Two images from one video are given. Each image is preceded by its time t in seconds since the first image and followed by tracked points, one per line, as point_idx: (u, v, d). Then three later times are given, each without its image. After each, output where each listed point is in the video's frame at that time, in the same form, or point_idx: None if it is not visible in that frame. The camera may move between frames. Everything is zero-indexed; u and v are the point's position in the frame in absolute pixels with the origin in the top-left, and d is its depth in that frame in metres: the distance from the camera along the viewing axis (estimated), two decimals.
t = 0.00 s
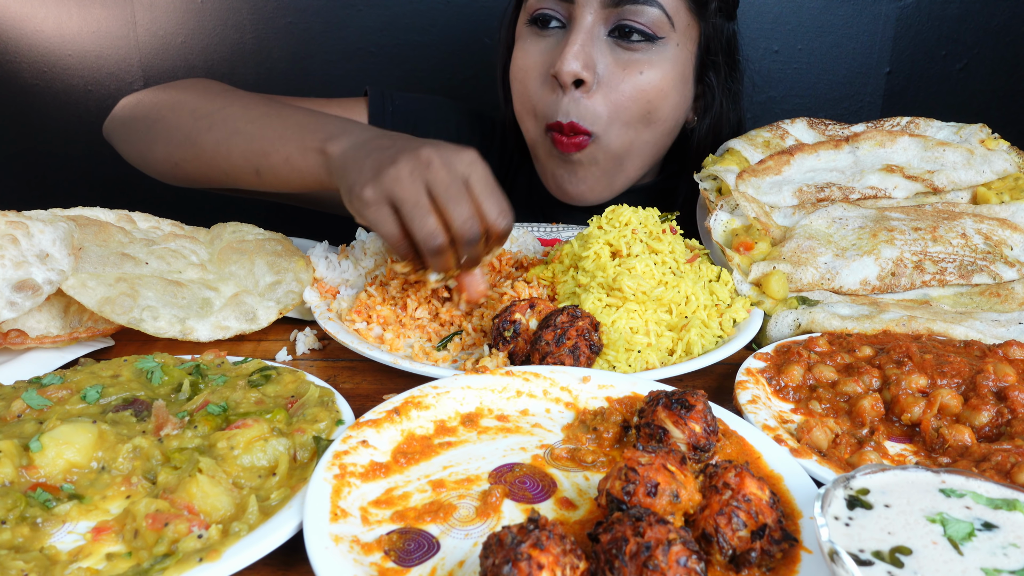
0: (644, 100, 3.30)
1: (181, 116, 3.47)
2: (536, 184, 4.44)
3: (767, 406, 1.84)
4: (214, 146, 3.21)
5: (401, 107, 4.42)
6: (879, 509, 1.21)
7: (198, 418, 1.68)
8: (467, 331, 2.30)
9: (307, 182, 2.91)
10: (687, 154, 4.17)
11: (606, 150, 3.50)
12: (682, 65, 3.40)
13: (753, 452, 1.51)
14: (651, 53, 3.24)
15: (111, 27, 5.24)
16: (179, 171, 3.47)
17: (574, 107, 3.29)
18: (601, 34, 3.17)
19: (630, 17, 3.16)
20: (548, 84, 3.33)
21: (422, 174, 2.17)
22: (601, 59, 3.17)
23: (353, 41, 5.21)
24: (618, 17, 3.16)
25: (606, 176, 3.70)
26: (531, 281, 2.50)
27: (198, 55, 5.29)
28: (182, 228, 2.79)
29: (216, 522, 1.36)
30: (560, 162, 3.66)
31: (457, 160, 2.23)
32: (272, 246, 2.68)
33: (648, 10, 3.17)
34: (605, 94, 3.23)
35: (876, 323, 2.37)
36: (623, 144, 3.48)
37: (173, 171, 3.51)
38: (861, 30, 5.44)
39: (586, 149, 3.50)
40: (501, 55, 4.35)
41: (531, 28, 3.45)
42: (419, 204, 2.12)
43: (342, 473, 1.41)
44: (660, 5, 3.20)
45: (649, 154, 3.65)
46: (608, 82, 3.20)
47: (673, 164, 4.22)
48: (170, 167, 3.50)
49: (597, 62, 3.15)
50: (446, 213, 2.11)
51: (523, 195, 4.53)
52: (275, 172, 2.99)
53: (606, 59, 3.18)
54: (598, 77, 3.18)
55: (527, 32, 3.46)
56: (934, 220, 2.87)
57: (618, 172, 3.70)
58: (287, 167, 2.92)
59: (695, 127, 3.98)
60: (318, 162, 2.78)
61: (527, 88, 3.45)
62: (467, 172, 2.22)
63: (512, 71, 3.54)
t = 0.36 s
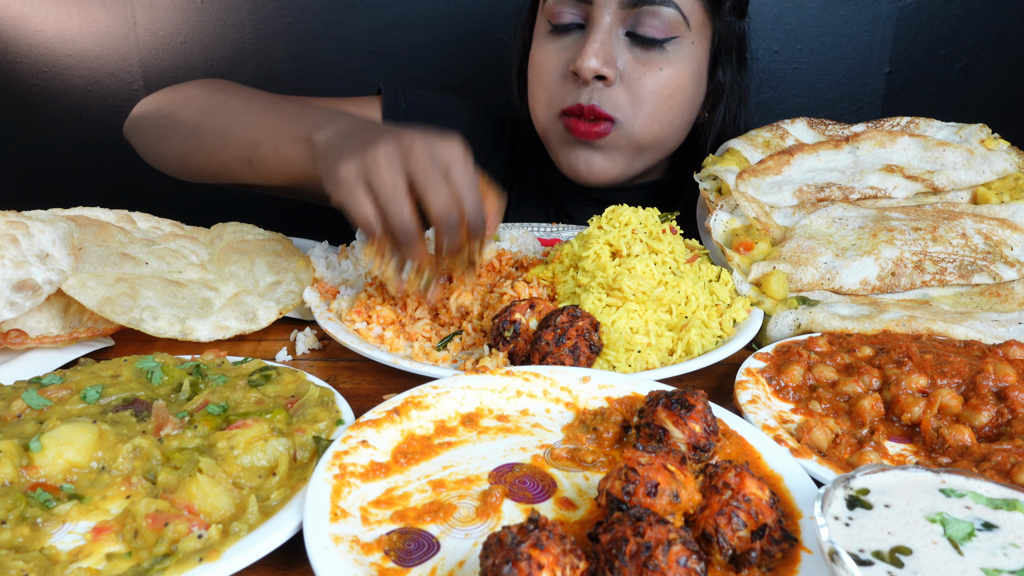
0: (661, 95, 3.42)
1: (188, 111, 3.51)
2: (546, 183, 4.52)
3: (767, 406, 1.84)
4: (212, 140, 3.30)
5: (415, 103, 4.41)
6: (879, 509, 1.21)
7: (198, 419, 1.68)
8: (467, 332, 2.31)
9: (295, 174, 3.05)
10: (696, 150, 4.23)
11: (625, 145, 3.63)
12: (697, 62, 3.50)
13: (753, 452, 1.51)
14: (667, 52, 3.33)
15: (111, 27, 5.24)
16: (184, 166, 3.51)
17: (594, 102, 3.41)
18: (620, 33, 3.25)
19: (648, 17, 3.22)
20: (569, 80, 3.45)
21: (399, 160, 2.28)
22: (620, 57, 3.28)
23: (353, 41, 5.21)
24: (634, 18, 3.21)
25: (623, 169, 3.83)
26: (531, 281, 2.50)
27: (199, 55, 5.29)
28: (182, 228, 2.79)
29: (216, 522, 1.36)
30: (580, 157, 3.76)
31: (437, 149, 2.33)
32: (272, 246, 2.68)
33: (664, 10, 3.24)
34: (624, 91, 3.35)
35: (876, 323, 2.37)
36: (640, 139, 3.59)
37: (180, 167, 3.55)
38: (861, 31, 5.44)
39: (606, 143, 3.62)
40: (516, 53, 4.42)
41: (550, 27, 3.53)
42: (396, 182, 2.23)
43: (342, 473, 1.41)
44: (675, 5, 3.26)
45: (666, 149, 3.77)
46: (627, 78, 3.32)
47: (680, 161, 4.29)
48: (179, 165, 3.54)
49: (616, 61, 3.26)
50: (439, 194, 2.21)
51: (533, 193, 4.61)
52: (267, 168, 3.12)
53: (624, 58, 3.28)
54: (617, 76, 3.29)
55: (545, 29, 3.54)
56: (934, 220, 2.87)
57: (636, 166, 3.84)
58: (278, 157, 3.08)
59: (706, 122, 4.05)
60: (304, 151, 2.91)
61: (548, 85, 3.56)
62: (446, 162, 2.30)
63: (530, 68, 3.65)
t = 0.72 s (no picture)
0: (653, 91, 3.58)
1: (193, 123, 3.66)
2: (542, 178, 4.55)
3: (767, 406, 1.84)
4: (224, 139, 3.42)
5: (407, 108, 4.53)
6: (879, 509, 1.21)
7: (198, 419, 1.67)
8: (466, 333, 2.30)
9: (311, 157, 3.20)
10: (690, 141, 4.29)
11: (620, 139, 3.81)
12: (686, 54, 3.62)
13: (753, 452, 1.51)
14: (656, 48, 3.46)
15: (111, 27, 5.24)
16: (193, 175, 3.67)
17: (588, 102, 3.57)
18: (608, 33, 3.37)
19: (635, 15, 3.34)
20: (562, 81, 3.59)
21: (393, 110, 2.53)
22: (611, 56, 3.42)
23: (352, 41, 5.21)
24: (621, 17, 3.33)
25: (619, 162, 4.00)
26: (531, 281, 2.50)
27: (199, 55, 5.28)
28: (182, 228, 2.79)
29: (216, 522, 1.36)
30: (575, 152, 3.93)
31: (431, 100, 2.58)
32: (272, 246, 2.67)
33: (650, 6, 3.36)
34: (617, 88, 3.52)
35: (876, 323, 2.37)
36: (635, 133, 3.78)
37: (188, 177, 3.72)
38: (861, 31, 5.44)
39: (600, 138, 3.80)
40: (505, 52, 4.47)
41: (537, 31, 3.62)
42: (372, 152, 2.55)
43: (342, 473, 1.41)
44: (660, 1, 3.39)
45: (659, 141, 3.96)
46: (619, 76, 3.47)
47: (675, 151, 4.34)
48: (185, 175, 3.71)
49: (608, 59, 3.40)
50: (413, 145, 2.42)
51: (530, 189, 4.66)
52: (283, 155, 3.29)
53: (615, 56, 3.42)
54: (609, 75, 3.44)
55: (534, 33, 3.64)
56: (934, 220, 2.87)
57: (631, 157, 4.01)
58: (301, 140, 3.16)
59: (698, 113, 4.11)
60: (318, 130, 3.01)
61: (542, 87, 3.70)
62: (442, 111, 2.55)
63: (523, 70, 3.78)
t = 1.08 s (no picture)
0: (630, 94, 3.73)
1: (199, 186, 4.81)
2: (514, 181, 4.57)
3: (767, 406, 1.84)
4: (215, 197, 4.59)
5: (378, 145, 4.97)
6: (879, 509, 1.21)
7: (198, 419, 1.67)
8: (467, 334, 2.30)
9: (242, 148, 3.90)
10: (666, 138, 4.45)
11: (596, 138, 3.96)
12: (662, 57, 3.75)
13: (753, 452, 1.51)
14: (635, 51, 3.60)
15: (111, 27, 5.24)
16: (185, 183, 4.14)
17: (569, 104, 3.71)
18: (589, 36, 3.48)
19: (615, 19, 3.45)
20: (542, 82, 3.70)
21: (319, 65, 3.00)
22: (592, 60, 3.54)
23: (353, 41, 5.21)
24: (602, 21, 3.43)
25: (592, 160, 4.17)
26: (531, 281, 2.50)
27: (199, 55, 5.29)
28: (182, 228, 2.79)
29: (216, 522, 1.36)
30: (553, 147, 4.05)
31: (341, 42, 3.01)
32: (272, 246, 2.67)
33: (630, 11, 3.47)
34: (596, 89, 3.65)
35: (876, 323, 2.37)
36: (610, 134, 3.94)
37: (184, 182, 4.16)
38: (861, 31, 5.44)
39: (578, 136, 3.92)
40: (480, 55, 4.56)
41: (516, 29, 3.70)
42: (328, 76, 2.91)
43: (342, 473, 1.41)
44: (640, 6, 3.48)
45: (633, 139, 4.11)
46: (599, 79, 3.61)
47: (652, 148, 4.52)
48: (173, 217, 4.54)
49: (588, 63, 3.53)
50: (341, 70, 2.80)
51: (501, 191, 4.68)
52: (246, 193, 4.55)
53: (596, 60, 3.55)
54: (589, 77, 3.58)
55: (512, 31, 3.72)
56: (934, 220, 2.86)
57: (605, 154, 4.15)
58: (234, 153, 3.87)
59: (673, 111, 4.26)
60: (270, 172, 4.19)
61: (521, 87, 3.80)
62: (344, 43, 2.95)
63: (502, 68, 3.86)
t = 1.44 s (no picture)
0: (593, 92, 3.68)
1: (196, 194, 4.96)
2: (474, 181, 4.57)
3: (767, 406, 1.84)
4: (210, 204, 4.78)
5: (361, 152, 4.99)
6: (879, 509, 1.21)
7: (198, 419, 1.67)
8: (467, 333, 2.30)
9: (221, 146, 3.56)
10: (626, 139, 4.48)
11: (555, 138, 3.88)
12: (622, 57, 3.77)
13: (753, 452, 1.51)
14: (599, 48, 3.58)
15: (111, 27, 5.24)
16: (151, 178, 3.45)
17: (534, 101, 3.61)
18: (556, 31, 3.42)
19: (584, 15, 3.41)
20: (505, 76, 3.58)
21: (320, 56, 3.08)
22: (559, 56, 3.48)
23: (353, 41, 5.21)
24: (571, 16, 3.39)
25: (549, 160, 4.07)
26: (531, 281, 2.49)
27: (199, 55, 5.26)
28: (182, 228, 2.79)
29: (216, 522, 1.36)
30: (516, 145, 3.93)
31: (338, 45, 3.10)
32: (272, 246, 2.67)
33: (598, 8, 3.44)
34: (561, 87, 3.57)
35: (876, 323, 2.37)
36: (570, 134, 3.87)
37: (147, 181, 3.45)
38: (861, 31, 5.44)
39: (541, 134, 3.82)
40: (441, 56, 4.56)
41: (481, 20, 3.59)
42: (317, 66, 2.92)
43: (342, 473, 1.41)
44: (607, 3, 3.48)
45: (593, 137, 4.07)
46: (565, 75, 3.54)
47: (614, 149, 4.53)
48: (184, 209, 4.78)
49: (556, 58, 3.47)
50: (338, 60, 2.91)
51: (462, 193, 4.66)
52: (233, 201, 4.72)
53: (562, 56, 3.49)
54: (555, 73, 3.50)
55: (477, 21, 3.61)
56: (934, 220, 2.86)
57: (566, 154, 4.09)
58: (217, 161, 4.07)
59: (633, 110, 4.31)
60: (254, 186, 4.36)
61: (484, 79, 3.66)
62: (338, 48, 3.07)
63: (463, 60, 3.71)
